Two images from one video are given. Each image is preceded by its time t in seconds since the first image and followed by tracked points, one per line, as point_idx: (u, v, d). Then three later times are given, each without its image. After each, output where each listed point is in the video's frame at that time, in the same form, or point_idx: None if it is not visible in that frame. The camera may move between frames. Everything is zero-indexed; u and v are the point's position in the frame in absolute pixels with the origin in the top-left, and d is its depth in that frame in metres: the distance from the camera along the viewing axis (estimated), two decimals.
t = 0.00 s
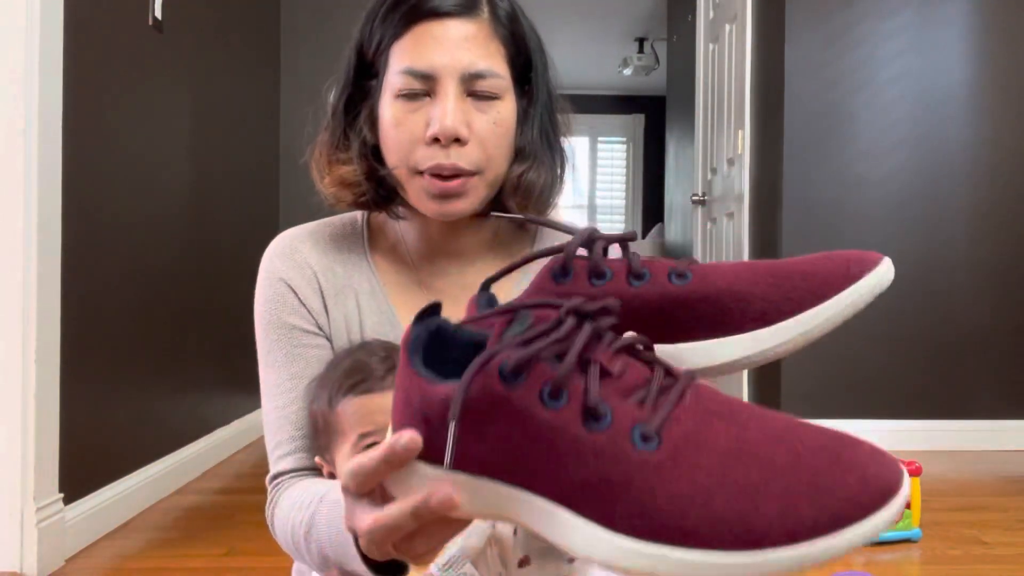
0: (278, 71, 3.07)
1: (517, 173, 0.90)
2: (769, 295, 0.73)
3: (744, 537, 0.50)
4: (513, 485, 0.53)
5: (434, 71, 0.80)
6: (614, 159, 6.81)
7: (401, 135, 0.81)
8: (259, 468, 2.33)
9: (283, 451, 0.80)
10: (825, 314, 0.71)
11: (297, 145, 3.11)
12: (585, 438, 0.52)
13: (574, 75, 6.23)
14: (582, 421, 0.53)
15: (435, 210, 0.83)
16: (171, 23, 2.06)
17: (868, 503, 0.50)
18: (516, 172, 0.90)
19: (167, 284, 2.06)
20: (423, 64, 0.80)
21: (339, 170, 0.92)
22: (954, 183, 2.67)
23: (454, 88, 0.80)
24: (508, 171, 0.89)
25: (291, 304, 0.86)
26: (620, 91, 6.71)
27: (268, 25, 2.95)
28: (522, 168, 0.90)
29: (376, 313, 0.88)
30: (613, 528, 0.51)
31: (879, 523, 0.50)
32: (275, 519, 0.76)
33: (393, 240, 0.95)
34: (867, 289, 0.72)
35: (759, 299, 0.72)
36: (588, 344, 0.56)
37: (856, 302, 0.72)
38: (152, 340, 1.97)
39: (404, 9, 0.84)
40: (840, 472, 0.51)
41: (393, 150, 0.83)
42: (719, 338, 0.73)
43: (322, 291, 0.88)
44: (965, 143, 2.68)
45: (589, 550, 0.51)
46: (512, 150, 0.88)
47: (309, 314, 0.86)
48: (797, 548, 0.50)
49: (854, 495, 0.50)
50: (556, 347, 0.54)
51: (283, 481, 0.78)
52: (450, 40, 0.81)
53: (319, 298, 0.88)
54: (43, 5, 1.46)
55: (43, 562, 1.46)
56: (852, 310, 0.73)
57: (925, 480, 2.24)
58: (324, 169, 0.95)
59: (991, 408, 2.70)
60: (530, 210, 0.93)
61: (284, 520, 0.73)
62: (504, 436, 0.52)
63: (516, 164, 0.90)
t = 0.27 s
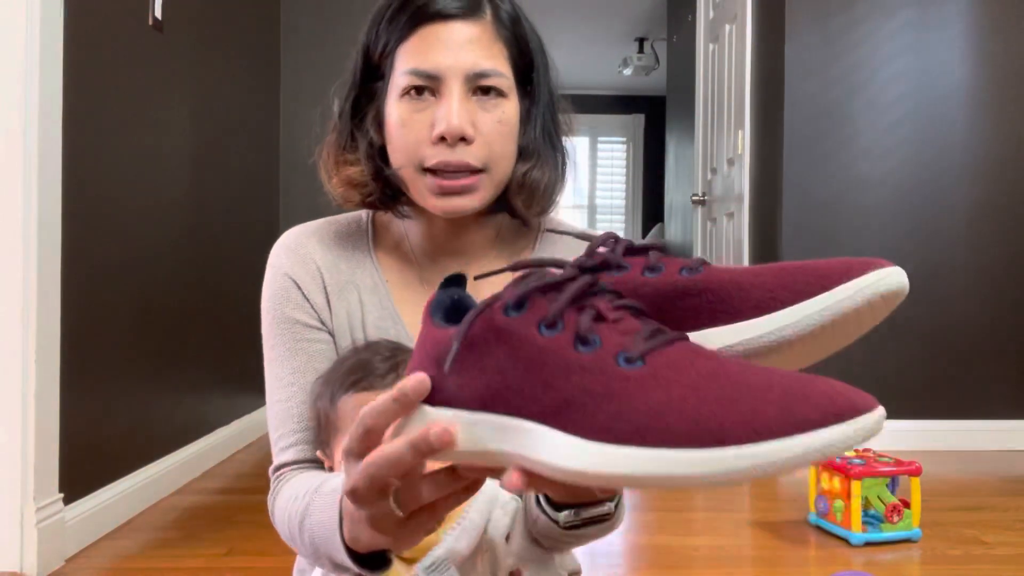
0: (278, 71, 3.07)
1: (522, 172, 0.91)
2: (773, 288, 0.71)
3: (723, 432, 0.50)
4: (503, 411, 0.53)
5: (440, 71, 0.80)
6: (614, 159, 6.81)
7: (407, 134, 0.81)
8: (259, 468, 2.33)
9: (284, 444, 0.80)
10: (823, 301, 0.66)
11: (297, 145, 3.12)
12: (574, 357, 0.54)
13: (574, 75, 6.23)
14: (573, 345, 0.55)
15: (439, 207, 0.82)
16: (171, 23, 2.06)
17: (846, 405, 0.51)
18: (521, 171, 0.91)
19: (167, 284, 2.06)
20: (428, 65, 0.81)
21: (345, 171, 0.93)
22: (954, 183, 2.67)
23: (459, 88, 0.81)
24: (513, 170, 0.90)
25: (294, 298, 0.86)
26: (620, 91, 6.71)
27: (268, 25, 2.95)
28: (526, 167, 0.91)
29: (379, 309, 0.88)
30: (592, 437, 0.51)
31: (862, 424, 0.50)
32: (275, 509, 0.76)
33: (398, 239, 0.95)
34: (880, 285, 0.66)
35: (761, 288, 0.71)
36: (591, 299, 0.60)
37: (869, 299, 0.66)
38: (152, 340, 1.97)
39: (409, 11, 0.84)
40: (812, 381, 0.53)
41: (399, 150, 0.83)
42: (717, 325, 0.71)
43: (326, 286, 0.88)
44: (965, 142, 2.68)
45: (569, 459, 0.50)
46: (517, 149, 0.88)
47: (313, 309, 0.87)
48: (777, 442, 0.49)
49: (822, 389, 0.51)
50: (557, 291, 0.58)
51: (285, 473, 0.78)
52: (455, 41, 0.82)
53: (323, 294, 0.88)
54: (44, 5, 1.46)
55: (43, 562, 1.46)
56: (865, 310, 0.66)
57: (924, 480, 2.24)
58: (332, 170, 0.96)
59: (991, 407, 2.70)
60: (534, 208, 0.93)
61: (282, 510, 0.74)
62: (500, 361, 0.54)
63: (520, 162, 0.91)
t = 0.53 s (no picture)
0: (278, 71, 3.07)
1: (522, 172, 0.90)
2: (784, 283, 0.70)
3: (693, 389, 0.55)
4: (501, 356, 0.61)
5: (443, 71, 0.81)
6: (614, 159, 6.81)
7: (409, 131, 0.81)
8: (259, 468, 2.34)
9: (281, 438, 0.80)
10: (831, 303, 0.67)
11: (297, 145, 3.12)
12: (575, 311, 0.61)
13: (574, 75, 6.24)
14: (576, 302, 0.62)
15: (439, 203, 0.82)
16: (171, 23, 2.06)
17: (814, 383, 0.54)
18: (521, 172, 0.90)
19: (167, 284, 2.06)
20: (432, 65, 0.81)
21: (349, 168, 0.92)
22: (954, 183, 2.67)
23: (462, 89, 0.81)
24: (514, 170, 0.89)
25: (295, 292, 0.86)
26: (620, 91, 6.71)
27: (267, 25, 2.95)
28: (526, 167, 0.90)
29: (379, 305, 0.88)
30: (580, 382, 0.58)
31: (828, 405, 0.53)
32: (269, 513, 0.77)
33: (401, 237, 0.95)
34: (891, 294, 0.66)
35: (772, 283, 0.70)
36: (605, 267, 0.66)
37: (876, 305, 0.66)
38: (152, 339, 1.98)
39: (413, 12, 0.84)
40: (793, 361, 0.56)
41: (400, 148, 0.83)
42: (726, 316, 0.70)
43: (328, 280, 0.88)
44: (965, 142, 2.68)
45: (547, 399, 0.58)
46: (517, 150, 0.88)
47: (314, 303, 0.87)
48: (739, 405, 0.54)
49: (802, 369, 0.55)
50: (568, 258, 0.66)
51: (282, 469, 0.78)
52: (459, 42, 0.82)
53: (324, 288, 0.88)
54: (44, 4, 1.46)
55: (43, 562, 1.46)
56: (873, 316, 0.67)
57: (924, 480, 2.24)
58: (337, 167, 0.95)
59: (991, 408, 2.70)
60: (533, 210, 0.93)
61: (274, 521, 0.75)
62: (508, 310, 0.62)
63: (521, 163, 0.90)
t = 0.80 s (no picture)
0: (278, 71, 3.08)
1: (521, 172, 0.90)
2: (790, 268, 0.73)
3: (705, 358, 0.57)
4: (518, 344, 0.64)
5: (442, 72, 0.81)
6: (614, 159, 6.81)
7: (408, 131, 0.81)
8: (259, 468, 2.34)
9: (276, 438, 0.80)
10: (837, 283, 0.70)
11: (297, 145, 3.12)
12: (587, 295, 0.63)
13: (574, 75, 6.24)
14: (589, 287, 0.64)
15: (438, 204, 0.82)
16: (171, 24, 2.06)
17: (825, 345, 0.55)
18: (520, 172, 0.90)
19: (167, 284, 2.07)
20: (431, 66, 0.81)
21: (349, 169, 0.92)
22: (954, 183, 2.67)
23: (461, 90, 0.81)
24: (513, 169, 0.89)
25: (295, 288, 0.86)
26: (620, 91, 6.71)
27: (267, 25, 2.95)
28: (526, 167, 0.90)
29: (379, 302, 0.88)
30: (597, 360, 0.60)
31: (841, 362, 0.54)
32: (269, 532, 0.78)
33: (400, 236, 0.94)
34: (894, 275, 0.69)
35: (779, 268, 0.73)
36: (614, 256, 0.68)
37: (882, 286, 0.69)
38: (152, 339, 1.98)
39: (413, 14, 0.85)
40: (802, 329, 0.57)
41: (400, 149, 0.83)
42: (737, 301, 0.74)
43: (328, 277, 0.88)
44: (965, 142, 2.68)
45: (564, 381, 0.60)
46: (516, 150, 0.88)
47: (313, 300, 0.87)
48: (752, 368, 0.55)
49: (812, 337, 0.56)
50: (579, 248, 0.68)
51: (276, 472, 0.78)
52: (457, 42, 0.82)
53: (324, 284, 0.88)
54: (44, 4, 1.46)
55: (43, 562, 1.46)
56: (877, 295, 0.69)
57: (924, 480, 2.24)
58: (338, 168, 0.95)
59: (991, 408, 2.70)
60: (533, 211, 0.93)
61: (276, 549, 0.76)
62: (523, 299, 0.65)
63: (521, 163, 0.90)
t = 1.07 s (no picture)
0: (278, 71, 3.08)
1: (533, 171, 0.90)
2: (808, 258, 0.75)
3: (729, 335, 0.57)
4: (546, 324, 0.64)
5: (456, 74, 0.82)
6: (614, 159, 6.80)
7: (421, 134, 0.82)
8: (259, 467, 2.34)
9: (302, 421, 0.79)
10: (851, 274, 0.71)
11: (297, 145, 3.11)
12: (614, 277, 0.64)
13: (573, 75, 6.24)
14: (616, 270, 0.64)
15: (451, 207, 0.84)
16: (171, 23, 2.06)
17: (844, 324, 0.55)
18: (532, 171, 0.90)
19: (167, 284, 2.06)
20: (445, 68, 0.82)
21: (367, 170, 0.92)
22: (954, 183, 2.67)
23: (474, 91, 0.82)
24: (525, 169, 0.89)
25: (318, 275, 0.86)
26: (619, 91, 6.71)
27: (267, 24, 2.95)
28: (536, 167, 0.90)
29: (399, 293, 0.88)
30: (622, 337, 0.60)
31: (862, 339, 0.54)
32: (302, 517, 0.77)
33: (416, 235, 0.94)
34: (906, 268, 0.70)
35: (794, 257, 0.76)
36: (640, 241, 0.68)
37: (897, 279, 0.70)
38: (152, 339, 1.98)
39: (427, 17, 0.85)
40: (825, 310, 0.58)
41: (415, 151, 0.83)
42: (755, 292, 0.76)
43: (350, 266, 0.88)
44: (965, 142, 2.68)
45: (589, 356, 0.60)
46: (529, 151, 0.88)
47: (335, 288, 0.87)
48: (773, 345, 0.56)
49: (836, 316, 0.56)
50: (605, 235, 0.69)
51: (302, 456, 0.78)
52: (471, 46, 0.83)
53: (345, 273, 0.88)
54: (44, 4, 1.46)
55: (43, 562, 1.46)
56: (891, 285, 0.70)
57: (924, 480, 2.24)
58: (354, 171, 0.95)
59: (991, 408, 2.70)
60: (544, 209, 0.93)
61: (315, 531, 0.75)
62: (552, 281, 0.65)
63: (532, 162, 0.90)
